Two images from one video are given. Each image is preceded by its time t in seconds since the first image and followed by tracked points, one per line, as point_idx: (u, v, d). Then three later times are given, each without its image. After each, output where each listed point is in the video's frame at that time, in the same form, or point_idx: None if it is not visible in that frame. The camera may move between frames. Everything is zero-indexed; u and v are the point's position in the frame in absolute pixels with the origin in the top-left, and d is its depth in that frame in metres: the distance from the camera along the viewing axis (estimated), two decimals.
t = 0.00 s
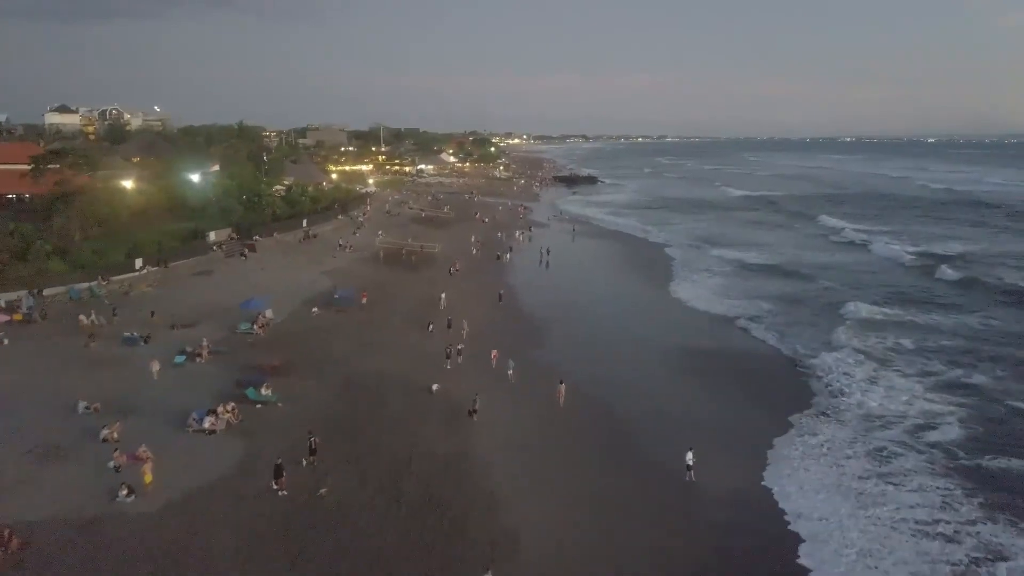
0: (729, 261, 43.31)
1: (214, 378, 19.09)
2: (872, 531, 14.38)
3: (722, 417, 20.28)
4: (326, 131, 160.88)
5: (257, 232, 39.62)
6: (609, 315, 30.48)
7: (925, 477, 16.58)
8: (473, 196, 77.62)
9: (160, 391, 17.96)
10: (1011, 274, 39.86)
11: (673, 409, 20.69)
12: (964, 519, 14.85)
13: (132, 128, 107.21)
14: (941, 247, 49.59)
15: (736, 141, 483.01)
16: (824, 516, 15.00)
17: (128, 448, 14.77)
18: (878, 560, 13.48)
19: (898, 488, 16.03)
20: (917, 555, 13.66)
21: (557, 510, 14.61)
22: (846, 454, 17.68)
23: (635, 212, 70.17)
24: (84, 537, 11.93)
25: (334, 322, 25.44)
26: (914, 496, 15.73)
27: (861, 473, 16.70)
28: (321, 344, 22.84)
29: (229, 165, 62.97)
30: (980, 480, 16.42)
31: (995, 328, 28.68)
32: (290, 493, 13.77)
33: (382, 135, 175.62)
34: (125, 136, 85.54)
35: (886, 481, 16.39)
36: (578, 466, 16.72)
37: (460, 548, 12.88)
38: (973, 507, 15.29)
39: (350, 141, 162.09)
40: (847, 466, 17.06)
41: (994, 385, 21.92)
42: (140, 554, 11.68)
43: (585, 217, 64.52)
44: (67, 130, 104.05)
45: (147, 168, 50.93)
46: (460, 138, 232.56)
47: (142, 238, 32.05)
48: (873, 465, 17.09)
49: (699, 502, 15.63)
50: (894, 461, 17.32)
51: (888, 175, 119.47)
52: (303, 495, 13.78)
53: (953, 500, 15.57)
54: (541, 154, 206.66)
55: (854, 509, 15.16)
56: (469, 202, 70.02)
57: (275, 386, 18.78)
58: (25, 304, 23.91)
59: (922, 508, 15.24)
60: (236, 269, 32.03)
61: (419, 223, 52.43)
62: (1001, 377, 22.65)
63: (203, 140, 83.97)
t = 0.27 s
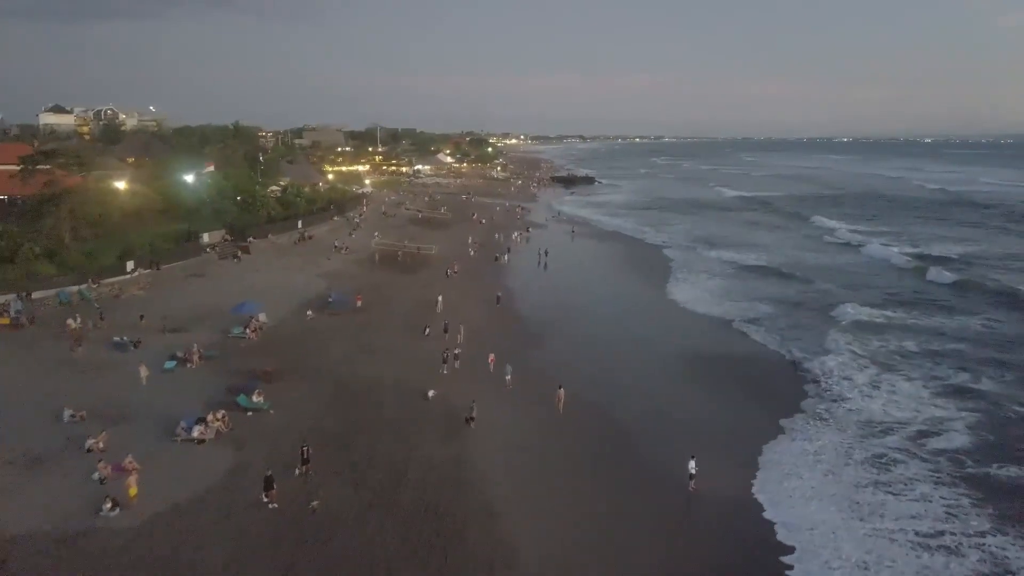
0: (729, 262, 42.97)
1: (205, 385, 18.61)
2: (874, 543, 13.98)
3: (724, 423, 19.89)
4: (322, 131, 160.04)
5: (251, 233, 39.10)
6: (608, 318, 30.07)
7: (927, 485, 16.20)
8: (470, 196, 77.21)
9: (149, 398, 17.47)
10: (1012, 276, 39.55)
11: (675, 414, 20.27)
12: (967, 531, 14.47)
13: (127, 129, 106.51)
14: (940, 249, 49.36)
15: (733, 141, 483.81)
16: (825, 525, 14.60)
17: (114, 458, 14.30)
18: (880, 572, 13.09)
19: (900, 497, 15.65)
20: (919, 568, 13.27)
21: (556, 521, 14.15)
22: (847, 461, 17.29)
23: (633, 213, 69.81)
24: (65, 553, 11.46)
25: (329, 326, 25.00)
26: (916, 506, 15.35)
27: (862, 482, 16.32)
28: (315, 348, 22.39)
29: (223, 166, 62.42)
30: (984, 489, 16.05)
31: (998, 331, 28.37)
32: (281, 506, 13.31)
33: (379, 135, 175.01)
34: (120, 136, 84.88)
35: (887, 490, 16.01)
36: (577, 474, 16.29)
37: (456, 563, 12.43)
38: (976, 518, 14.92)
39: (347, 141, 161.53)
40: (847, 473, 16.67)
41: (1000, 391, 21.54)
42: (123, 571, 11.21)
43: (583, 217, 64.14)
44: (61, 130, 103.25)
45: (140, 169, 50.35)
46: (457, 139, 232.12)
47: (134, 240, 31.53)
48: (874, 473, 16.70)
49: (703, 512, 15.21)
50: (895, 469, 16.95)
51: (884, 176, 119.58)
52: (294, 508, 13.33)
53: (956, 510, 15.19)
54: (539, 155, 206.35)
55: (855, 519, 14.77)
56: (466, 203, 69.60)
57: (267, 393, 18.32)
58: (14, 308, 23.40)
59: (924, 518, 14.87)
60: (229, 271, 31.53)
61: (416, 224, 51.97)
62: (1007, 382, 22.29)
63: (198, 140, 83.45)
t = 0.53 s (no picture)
0: (731, 264, 42.53)
1: (199, 391, 18.16)
2: (880, 556, 13.57)
3: (730, 429, 19.43)
4: (321, 131, 159.46)
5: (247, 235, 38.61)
6: (609, 320, 29.63)
7: (937, 496, 15.78)
8: (470, 197, 76.74)
9: (140, 405, 17.02)
10: (1017, 278, 39.16)
11: (679, 420, 19.83)
12: (974, 544, 14.07)
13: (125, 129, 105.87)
14: (944, 250, 48.91)
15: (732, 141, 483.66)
16: (829, 536, 14.18)
17: (102, 469, 13.84)
18: None
19: (906, 508, 15.24)
20: None
21: (559, 533, 13.71)
22: (854, 469, 16.87)
23: (634, 213, 69.37)
24: (47, 571, 10.97)
25: (326, 329, 24.54)
26: (926, 518, 14.93)
27: (865, 491, 15.92)
28: (311, 353, 21.94)
29: (221, 166, 61.90)
30: (991, 500, 15.64)
31: (1007, 334, 27.90)
32: (274, 519, 12.87)
33: (378, 135, 174.50)
34: (117, 137, 84.32)
35: (896, 501, 15.59)
36: (579, 482, 15.84)
37: None
38: (983, 530, 14.51)
39: (345, 141, 160.97)
40: (850, 482, 16.27)
41: (1010, 396, 21.12)
42: None
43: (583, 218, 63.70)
44: (59, 130, 102.58)
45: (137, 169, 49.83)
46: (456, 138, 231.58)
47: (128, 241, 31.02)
48: (883, 483, 16.28)
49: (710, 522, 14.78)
50: (898, 478, 16.55)
51: (885, 176, 119.28)
52: (287, 521, 12.88)
53: (962, 522, 14.79)
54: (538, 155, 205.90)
55: (864, 532, 14.34)
56: (466, 204, 69.16)
57: (262, 399, 17.87)
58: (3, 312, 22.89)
59: (934, 531, 14.45)
60: (225, 273, 31.06)
61: (415, 225, 51.52)
62: (1017, 386, 21.86)
63: (196, 141, 82.93)
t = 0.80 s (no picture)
0: (733, 265, 42.09)
1: (192, 397, 17.72)
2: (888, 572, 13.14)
3: (737, 434, 18.94)
4: (320, 131, 159.20)
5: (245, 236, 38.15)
6: (611, 323, 29.17)
7: (948, 507, 15.35)
8: (469, 198, 76.28)
9: (130, 413, 16.57)
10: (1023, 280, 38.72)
11: (684, 427, 19.37)
12: (983, 558, 13.64)
13: (123, 129, 105.37)
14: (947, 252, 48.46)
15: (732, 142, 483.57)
16: (834, 548, 13.74)
17: (89, 481, 13.39)
18: None
19: (916, 521, 14.81)
20: None
21: (561, 547, 13.26)
22: (862, 479, 16.44)
23: (635, 214, 68.96)
24: None
25: (323, 334, 24.10)
26: (936, 530, 14.50)
27: (869, 502, 15.49)
28: (308, 358, 21.49)
29: (219, 167, 61.48)
30: (1000, 510, 15.22)
31: (1015, 338, 27.41)
32: (266, 533, 12.42)
33: (378, 136, 174.09)
34: (116, 137, 83.86)
35: (905, 512, 15.16)
36: (580, 491, 15.40)
37: None
38: (993, 543, 14.07)
39: (345, 141, 160.51)
40: (858, 492, 15.83)
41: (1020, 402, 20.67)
42: None
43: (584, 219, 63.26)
44: (57, 130, 102.08)
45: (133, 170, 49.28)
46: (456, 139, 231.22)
47: (123, 243, 30.56)
48: (891, 494, 15.85)
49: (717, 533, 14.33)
50: (904, 488, 16.14)
51: (885, 176, 118.93)
52: (279, 535, 12.43)
53: (970, 535, 14.36)
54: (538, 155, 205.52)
55: (872, 546, 13.91)
56: (466, 205, 68.74)
57: (256, 406, 17.42)
58: None
59: (945, 545, 14.01)
60: (221, 276, 30.62)
61: (414, 227, 51.09)
62: None
63: (195, 141, 82.49)
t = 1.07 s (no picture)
0: (737, 267, 41.62)
1: (184, 404, 17.25)
2: None
3: (743, 441, 18.48)
4: (320, 132, 158.99)
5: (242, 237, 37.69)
6: (613, 324, 28.70)
7: (959, 520, 14.89)
8: (469, 198, 75.83)
9: (121, 421, 16.11)
10: None
11: (689, 434, 18.90)
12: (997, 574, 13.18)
13: (122, 129, 104.90)
14: (951, 253, 48.02)
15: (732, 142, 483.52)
16: (843, 563, 13.29)
17: (75, 494, 12.92)
18: None
19: (926, 534, 14.36)
20: None
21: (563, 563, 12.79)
22: (870, 489, 15.98)
23: (636, 215, 68.51)
24: None
25: (320, 338, 23.64)
26: (947, 545, 14.04)
27: (875, 513, 15.04)
28: (304, 363, 21.03)
29: (217, 167, 61.02)
30: (1013, 523, 14.75)
31: None
32: (257, 550, 11.95)
33: (378, 135, 173.70)
34: (114, 137, 83.39)
35: (915, 525, 14.70)
36: (582, 502, 14.96)
37: None
38: (1005, 557, 13.63)
39: (344, 141, 160.08)
40: (867, 504, 15.36)
41: None
42: None
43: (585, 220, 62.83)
44: (56, 130, 101.60)
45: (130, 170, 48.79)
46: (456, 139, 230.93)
47: (117, 245, 30.09)
48: (900, 505, 15.40)
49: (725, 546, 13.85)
50: (910, 498, 15.69)
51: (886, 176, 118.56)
52: (271, 552, 11.95)
53: (981, 548, 13.93)
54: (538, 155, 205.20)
55: (882, 561, 13.45)
56: (466, 205, 68.30)
57: (250, 414, 16.96)
58: None
59: (957, 560, 13.55)
60: (218, 278, 30.16)
61: (414, 227, 50.63)
62: None
63: (194, 141, 82.04)
